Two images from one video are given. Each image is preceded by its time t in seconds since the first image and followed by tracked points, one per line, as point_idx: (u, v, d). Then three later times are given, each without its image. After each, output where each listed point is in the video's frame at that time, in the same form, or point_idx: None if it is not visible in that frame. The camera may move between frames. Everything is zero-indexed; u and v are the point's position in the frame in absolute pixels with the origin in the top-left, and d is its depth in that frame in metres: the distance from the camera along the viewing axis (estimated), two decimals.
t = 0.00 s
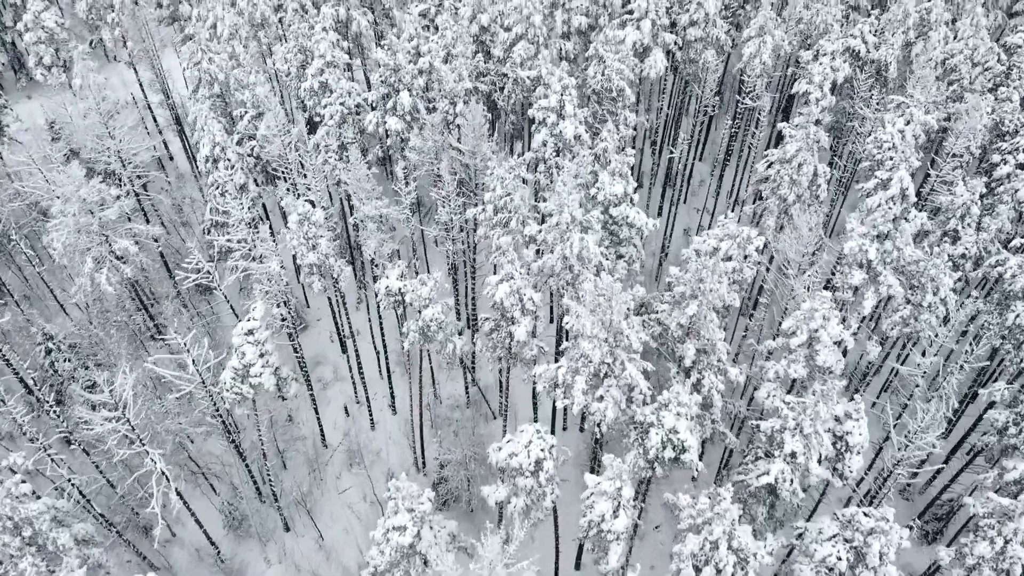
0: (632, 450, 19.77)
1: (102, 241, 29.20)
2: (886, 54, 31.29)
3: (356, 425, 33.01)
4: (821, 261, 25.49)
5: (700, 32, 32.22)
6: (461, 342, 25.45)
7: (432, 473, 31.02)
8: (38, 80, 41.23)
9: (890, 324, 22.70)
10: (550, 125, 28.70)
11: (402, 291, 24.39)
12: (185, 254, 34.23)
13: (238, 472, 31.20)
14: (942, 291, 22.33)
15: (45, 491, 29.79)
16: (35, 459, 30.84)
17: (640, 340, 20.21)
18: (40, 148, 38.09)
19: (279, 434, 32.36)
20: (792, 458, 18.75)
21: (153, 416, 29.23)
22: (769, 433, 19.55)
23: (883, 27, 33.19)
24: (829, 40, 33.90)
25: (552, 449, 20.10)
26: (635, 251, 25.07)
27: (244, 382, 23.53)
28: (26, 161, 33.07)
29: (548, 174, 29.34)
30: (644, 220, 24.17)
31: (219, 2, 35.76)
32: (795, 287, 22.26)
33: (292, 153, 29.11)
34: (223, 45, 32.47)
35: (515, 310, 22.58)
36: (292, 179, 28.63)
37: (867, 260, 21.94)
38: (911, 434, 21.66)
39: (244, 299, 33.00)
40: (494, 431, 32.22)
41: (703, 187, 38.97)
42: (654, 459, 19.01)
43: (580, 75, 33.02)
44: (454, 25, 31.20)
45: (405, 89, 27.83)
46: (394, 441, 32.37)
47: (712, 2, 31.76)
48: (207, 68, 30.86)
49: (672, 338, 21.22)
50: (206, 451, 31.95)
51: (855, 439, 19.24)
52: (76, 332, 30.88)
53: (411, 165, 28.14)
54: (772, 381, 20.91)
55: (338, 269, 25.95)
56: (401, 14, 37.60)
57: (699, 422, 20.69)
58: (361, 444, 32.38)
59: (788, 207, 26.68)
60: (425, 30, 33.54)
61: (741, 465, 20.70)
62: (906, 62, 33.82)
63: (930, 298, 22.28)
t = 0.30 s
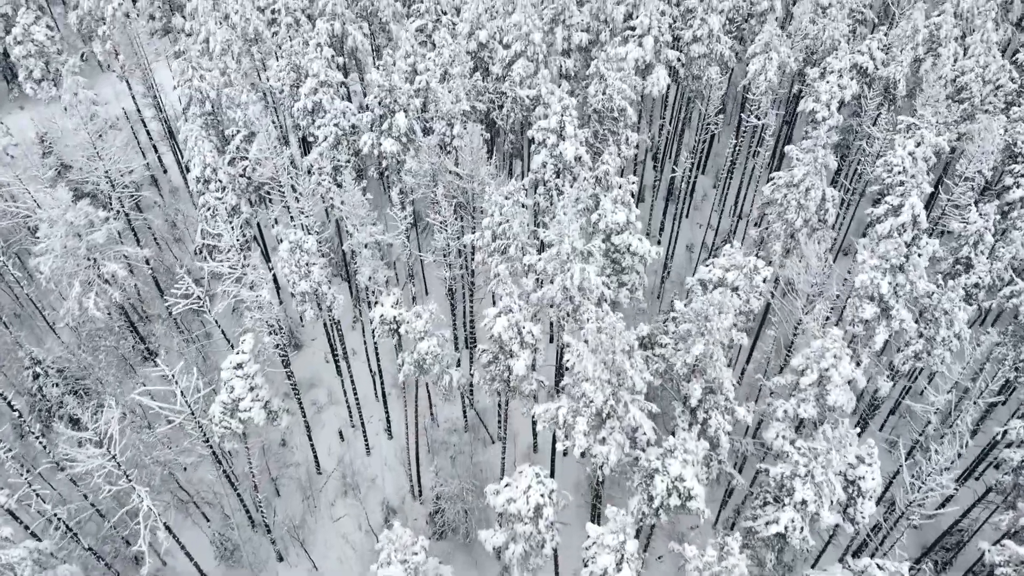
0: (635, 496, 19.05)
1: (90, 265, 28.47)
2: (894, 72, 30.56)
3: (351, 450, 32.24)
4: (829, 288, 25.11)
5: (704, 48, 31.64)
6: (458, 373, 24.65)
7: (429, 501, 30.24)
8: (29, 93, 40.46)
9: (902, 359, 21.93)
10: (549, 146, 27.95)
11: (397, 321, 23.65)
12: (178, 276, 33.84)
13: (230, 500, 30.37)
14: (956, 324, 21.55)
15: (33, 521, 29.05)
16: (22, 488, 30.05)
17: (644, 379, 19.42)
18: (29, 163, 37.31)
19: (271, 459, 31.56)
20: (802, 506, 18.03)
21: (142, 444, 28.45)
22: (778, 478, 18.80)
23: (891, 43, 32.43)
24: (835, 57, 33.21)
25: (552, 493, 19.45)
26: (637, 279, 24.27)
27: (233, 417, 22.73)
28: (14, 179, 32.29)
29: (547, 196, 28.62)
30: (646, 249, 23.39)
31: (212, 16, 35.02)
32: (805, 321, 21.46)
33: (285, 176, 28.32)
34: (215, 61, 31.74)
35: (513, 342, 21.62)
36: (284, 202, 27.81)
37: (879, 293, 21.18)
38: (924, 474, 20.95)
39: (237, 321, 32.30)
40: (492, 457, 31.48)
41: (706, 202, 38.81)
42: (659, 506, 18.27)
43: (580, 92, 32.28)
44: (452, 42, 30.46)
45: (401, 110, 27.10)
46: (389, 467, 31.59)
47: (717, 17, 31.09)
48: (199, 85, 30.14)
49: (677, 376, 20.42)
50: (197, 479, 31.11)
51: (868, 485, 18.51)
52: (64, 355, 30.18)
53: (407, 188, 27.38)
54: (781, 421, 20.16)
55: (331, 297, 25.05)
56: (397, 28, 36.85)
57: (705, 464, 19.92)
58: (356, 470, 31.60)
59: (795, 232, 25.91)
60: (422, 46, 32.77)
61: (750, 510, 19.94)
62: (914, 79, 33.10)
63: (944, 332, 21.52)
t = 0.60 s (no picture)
0: (639, 546, 18.30)
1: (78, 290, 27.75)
2: (903, 90, 29.86)
3: (346, 477, 31.34)
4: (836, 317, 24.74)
5: (708, 66, 30.90)
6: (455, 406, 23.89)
7: (425, 531, 29.32)
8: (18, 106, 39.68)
9: (916, 396, 21.16)
10: (549, 169, 27.22)
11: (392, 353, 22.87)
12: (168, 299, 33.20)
13: (220, 529, 29.45)
14: (972, 362, 20.77)
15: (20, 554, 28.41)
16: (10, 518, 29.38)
17: (649, 423, 18.62)
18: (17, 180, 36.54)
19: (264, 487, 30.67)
20: (814, 558, 17.28)
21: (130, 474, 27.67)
22: (788, 528, 18.04)
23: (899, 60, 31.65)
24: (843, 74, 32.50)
25: (552, 542, 18.80)
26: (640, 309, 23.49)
27: (222, 454, 21.96)
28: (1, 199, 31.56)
29: (547, 220, 27.91)
30: (650, 279, 22.62)
31: (204, 31, 34.26)
32: (815, 358, 20.69)
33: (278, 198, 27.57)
34: (207, 79, 31.01)
35: (513, 380, 20.85)
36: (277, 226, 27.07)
37: (892, 329, 20.40)
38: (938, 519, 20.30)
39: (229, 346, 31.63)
40: (491, 484, 30.64)
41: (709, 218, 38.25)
42: (664, 558, 17.51)
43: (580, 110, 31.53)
44: (449, 60, 29.71)
45: (397, 133, 26.37)
46: (385, 495, 30.69)
47: (721, 36, 30.54)
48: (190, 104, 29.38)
49: (683, 417, 19.64)
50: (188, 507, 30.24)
51: (882, 535, 17.75)
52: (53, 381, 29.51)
53: (403, 212, 26.64)
54: (790, 464, 19.39)
55: (324, 328, 24.24)
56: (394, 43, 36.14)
57: (712, 510, 19.14)
58: (351, 498, 30.68)
59: (802, 259, 25.16)
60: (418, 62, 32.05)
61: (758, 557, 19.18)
62: (923, 96, 32.33)
63: (959, 370, 20.72)
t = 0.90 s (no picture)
0: None
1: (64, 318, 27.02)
2: (912, 109, 29.14)
3: (340, 504, 30.50)
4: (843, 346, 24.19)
5: (711, 84, 30.25)
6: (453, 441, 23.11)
7: (422, 561, 28.46)
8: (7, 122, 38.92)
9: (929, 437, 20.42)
10: (549, 192, 26.50)
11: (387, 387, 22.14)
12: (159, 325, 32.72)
13: (211, 561, 28.59)
14: (989, 401, 19.99)
15: None
16: None
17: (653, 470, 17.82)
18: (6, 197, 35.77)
19: (256, 515, 29.85)
20: None
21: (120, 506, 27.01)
22: None
23: (908, 78, 30.88)
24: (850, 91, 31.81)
25: None
26: (643, 341, 22.72)
27: (210, 493, 21.22)
28: None
29: (548, 244, 27.19)
30: (653, 312, 21.82)
31: (196, 47, 33.49)
32: (826, 396, 19.91)
33: (270, 223, 26.76)
34: (199, 98, 30.28)
35: (511, 421, 20.02)
36: (269, 252, 26.33)
37: (905, 368, 19.62)
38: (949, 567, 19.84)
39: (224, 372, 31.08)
40: (489, 512, 29.85)
41: (712, 233, 38.06)
42: None
43: (581, 129, 30.80)
44: (446, 79, 28.98)
45: (392, 156, 25.56)
46: (380, 523, 29.86)
47: (725, 53, 29.86)
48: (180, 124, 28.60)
49: (689, 461, 18.86)
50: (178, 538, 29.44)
51: None
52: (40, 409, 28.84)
53: (399, 238, 25.92)
54: (800, 510, 18.70)
55: (316, 360, 23.46)
56: (390, 58, 35.43)
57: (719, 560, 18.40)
58: (345, 527, 29.85)
59: (809, 287, 24.46)
60: (414, 80, 31.31)
61: None
62: (932, 114, 31.54)
63: (973, 409, 20.00)
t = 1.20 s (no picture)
0: None
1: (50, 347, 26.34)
2: (922, 129, 28.38)
3: (335, 534, 29.56)
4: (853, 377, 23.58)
5: (716, 103, 29.55)
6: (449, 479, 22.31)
7: None
8: None
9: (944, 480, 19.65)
10: (549, 217, 25.73)
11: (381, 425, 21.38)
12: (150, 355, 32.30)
13: None
14: (1006, 444, 19.22)
15: None
16: None
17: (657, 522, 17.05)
18: None
19: (247, 547, 28.87)
20: None
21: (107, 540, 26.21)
22: None
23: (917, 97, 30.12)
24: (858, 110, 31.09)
25: None
26: (647, 376, 21.90)
27: (197, 536, 20.40)
28: None
29: (547, 270, 26.40)
30: (657, 348, 21.03)
31: (187, 63, 32.76)
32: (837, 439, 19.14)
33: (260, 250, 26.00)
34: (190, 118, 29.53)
35: (509, 464, 19.25)
36: (260, 280, 25.56)
37: (919, 410, 18.86)
38: None
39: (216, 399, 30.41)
40: (488, 543, 29.00)
41: (715, 250, 37.53)
42: None
43: (582, 149, 30.06)
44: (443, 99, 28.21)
45: (387, 182, 24.71)
46: (375, 554, 28.98)
47: (729, 72, 29.13)
48: (170, 145, 27.89)
49: (695, 510, 18.07)
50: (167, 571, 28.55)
51: None
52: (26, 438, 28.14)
53: (394, 266, 25.16)
54: (811, 561, 17.92)
55: (307, 395, 22.70)
56: (387, 75, 34.62)
57: None
58: (339, 558, 28.95)
59: (818, 318, 23.67)
60: (411, 99, 30.50)
61: None
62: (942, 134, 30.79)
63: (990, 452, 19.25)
